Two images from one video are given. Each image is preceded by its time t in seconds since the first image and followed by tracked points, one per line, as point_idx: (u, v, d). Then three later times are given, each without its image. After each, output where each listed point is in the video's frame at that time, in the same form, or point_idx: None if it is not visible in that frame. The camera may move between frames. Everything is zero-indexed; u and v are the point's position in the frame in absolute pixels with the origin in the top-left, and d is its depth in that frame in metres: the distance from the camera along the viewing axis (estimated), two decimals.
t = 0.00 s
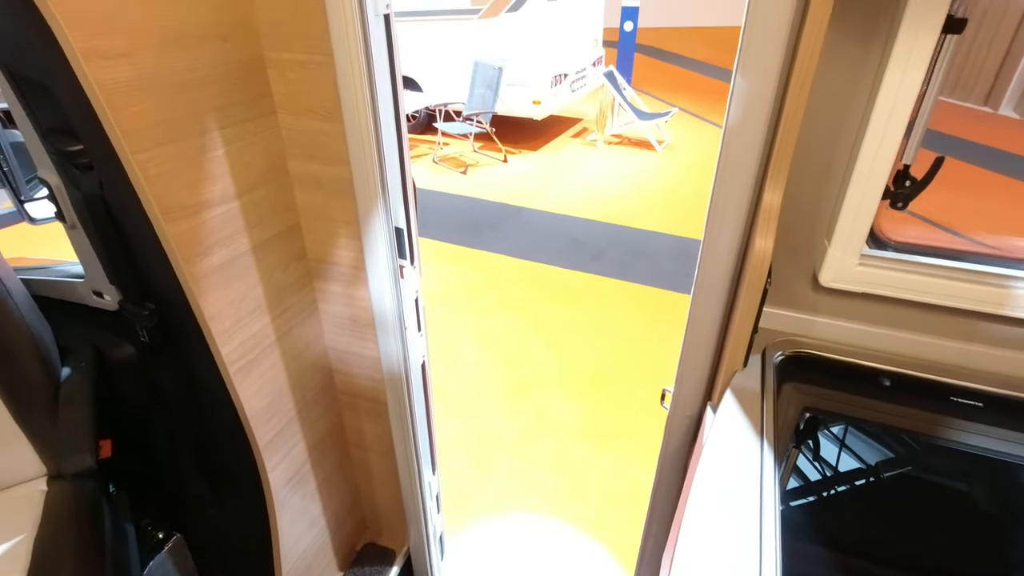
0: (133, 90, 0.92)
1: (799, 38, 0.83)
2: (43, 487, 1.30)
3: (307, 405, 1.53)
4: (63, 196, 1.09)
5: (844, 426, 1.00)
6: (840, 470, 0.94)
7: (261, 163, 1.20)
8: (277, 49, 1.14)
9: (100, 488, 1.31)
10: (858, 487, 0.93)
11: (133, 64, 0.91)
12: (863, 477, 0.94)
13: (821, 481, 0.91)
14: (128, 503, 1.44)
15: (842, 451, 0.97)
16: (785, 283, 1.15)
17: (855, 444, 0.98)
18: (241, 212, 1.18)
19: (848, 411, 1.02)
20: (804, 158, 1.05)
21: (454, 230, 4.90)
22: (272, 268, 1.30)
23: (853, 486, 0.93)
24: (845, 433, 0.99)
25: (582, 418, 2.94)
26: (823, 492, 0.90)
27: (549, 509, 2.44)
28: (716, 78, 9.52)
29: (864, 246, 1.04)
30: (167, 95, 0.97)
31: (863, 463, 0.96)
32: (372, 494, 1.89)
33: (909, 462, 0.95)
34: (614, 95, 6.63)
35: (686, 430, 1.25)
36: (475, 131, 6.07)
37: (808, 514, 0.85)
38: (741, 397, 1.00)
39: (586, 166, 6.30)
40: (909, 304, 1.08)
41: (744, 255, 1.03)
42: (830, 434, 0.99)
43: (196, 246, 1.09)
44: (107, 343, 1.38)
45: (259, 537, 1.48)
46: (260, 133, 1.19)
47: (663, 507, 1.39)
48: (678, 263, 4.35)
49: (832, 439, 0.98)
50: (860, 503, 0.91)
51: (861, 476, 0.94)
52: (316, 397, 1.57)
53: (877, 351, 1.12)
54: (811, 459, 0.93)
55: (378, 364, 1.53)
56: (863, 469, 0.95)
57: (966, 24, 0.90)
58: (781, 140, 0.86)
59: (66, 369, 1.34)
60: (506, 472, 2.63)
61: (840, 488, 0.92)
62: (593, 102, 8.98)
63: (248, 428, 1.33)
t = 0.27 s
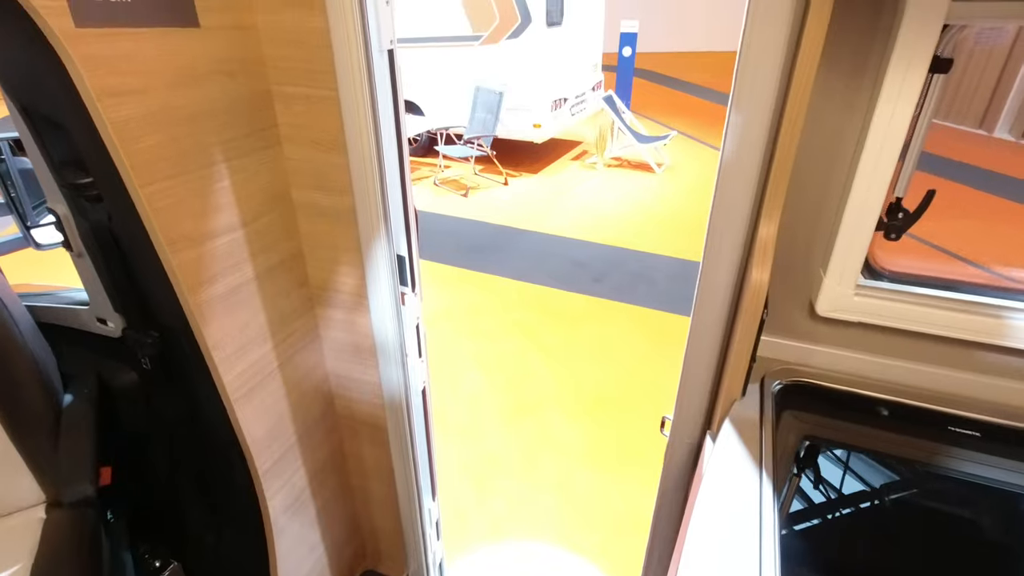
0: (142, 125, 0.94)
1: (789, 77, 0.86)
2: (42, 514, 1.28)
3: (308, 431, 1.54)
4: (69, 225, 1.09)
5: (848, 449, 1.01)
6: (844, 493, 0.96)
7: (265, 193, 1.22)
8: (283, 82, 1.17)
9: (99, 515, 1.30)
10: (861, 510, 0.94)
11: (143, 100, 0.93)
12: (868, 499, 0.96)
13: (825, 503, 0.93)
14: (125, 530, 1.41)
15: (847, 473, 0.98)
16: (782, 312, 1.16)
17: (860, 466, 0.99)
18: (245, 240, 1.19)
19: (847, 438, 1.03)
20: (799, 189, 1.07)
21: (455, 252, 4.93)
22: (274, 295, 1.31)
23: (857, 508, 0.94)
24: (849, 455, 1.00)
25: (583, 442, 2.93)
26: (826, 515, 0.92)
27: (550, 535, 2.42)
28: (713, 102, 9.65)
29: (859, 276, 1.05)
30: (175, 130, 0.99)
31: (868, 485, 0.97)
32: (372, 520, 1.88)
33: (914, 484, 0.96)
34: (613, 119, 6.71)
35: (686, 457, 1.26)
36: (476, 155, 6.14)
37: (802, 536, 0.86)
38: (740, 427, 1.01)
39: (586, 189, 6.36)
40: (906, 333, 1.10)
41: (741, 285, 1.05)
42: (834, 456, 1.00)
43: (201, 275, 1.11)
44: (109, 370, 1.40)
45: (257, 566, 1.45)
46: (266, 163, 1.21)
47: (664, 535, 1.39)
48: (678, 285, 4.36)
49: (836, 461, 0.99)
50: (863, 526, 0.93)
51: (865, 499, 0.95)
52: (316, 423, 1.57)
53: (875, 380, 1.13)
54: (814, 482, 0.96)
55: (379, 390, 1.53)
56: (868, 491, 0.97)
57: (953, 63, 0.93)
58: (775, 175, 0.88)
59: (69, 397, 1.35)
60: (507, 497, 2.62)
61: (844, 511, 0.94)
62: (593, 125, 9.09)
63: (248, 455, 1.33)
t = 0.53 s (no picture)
0: (149, 147, 0.95)
1: (785, 105, 0.88)
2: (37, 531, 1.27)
3: (307, 449, 1.54)
4: (74, 244, 1.11)
5: (850, 468, 1.01)
6: (846, 510, 0.95)
7: (268, 212, 1.23)
8: (287, 104, 1.18)
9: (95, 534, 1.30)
10: (865, 527, 0.92)
11: (149, 122, 0.94)
12: (872, 517, 0.94)
13: (826, 520, 0.92)
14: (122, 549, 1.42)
15: (849, 491, 0.98)
16: (780, 333, 1.17)
17: (863, 485, 0.99)
18: (247, 259, 1.20)
19: (848, 458, 1.03)
20: (796, 212, 1.08)
21: (455, 267, 4.95)
22: (275, 313, 1.32)
23: (860, 526, 0.92)
24: (851, 474, 1.00)
25: (583, 460, 2.92)
26: (828, 532, 0.91)
27: (549, 553, 2.41)
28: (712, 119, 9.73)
29: (856, 298, 1.06)
30: (180, 151, 1.00)
31: (871, 504, 0.96)
32: (370, 539, 1.87)
33: (917, 503, 0.95)
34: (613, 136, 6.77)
35: (686, 477, 1.26)
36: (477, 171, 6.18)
37: (803, 555, 0.85)
38: (739, 448, 1.01)
39: (586, 205, 6.39)
40: (904, 354, 1.10)
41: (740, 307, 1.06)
42: (836, 474, 1.00)
43: (204, 294, 1.11)
44: (110, 387, 1.41)
45: None
46: (269, 183, 1.22)
47: (665, 554, 1.39)
48: (678, 301, 4.37)
49: (838, 479, 0.99)
50: (868, 542, 0.90)
51: (869, 516, 0.94)
52: (315, 440, 1.57)
53: (874, 400, 1.13)
54: (815, 500, 0.95)
55: (379, 408, 1.54)
56: (872, 509, 0.95)
57: (945, 90, 0.94)
58: (773, 200, 0.89)
59: (69, 414, 1.35)
60: (506, 515, 2.60)
61: (847, 529, 0.92)
62: (594, 141, 9.16)
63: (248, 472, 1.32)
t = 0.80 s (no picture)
0: (170, 160, 0.97)
1: (800, 118, 0.88)
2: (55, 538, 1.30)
3: (320, 458, 1.54)
4: (96, 254, 1.15)
5: (864, 481, 1.00)
6: (862, 523, 0.92)
7: (283, 223, 1.25)
8: (304, 116, 1.20)
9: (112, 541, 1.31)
10: (882, 540, 0.89)
11: (171, 135, 0.96)
12: (888, 531, 0.91)
13: (842, 532, 0.90)
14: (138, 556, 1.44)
15: (865, 503, 0.96)
16: (795, 345, 1.16)
17: (878, 498, 0.97)
18: (263, 269, 1.22)
19: (865, 474, 1.01)
20: (810, 224, 1.08)
21: (467, 275, 4.96)
22: (289, 322, 1.33)
23: (877, 539, 0.89)
24: (866, 488, 0.99)
25: (594, 469, 2.90)
26: (844, 545, 0.88)
27: (560, 563, 2.39)
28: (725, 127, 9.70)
29: (872, 311, 1.05)
30: (199, 163, 1.02)
31: (887, 517, 0.94)
32: (381, 548, 1.87)
33: (935, 516, 0.93)
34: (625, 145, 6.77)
35: (699, 491, 1.25)
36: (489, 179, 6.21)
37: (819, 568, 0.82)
38: (753, 461, 1.00)
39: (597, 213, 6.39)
40: (921, 367, 1.09)
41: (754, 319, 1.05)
42: (850, 487, 0.99)
43: (220, 303, 1.13)
44: (128, 395, 1.44)
45: None
46: (285, 194, 1.24)
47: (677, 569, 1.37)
48: (690, 311, 4.35)
49: (853, 492, 0.98)
50: (887, 554, 0.87)
51: (885, 530, 0.91)
52: (327, 449, 1.57)
53: (890, 414, 1.12)
54: (830, 515, 0.92)
55: (391, 418, 1.54)
56: (888, 522, 0.92)
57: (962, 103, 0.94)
58: (787, 213, 0.89)
59: (88, 421, 1.38)
60: (516, 525, 2.59)
61: (863, 542, 0.89)
62: (605, 150, 9.17)
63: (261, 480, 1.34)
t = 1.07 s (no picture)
0: (209, 173, 1.00)
1: (831, 138, 0.87)
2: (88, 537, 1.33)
3: (343, 464, 1.56)
4: (136, 262, 1.19)
5: (893, 503, 0.98)
6: (889, 544, 0.91)
7: (314, 234, 1.28)
8: (336, 130, 1.22)
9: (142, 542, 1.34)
10: (910, 562, 0.88)
11: (211, 149, 0.99)
12: (916, 554, 0.89)
13: (868, 553, 0.88)
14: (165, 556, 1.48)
15: (892, 524, 0.94)
16: (822, 364, 1.15)
17: (906, 520, 0.95)
18: (294, 279, 1.24)
19: (893, 497, 0.99)
20: (840, 242, 1.06)
21: (488, 284, 4.98)
22: (317, 330, 1.35)
23: (905, 561, 0.88)
24: (894, 510, 0.97)
25: (612, 482, 2.87)
26: (870, 566, 0.86)
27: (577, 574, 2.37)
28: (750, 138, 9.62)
29: (904, 331, 1.04)
30: (236, 176, 1.05)
31: (916, 539, 0.92)
32: (399, 556, 1.88)
33: (966, 540, 0.91)
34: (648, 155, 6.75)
35: (722, 509, 1.23)
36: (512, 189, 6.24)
37: None
38: (778, 482, 0.99)
39: (619, 224, 6.37)
40: (954, 390, 1.07)
41: (780, 337, 1.04)
42: (877, 508, 0.97)
43: (252, 312, 1.16)
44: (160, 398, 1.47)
45: None
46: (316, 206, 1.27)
47: None
48: (712, 323, 4.30)
49: (880, 513, 0.96)
50: None
51: (913, 552, 0.89)
52: (350, 456, 1.59)
53: (921, 437, 1.09)
54: (856, 536, 0.91)
55: (413, 427, 1.55)
56: (917, 545, 0.91)
57: (1000, 122, 0.92)
58: (816, 232, 0.89)
59: (122, 423, 1.42)
60: (534, 535, 2.58)
61: (890, 564, 0.88)
62: (628, 160, 9.15)
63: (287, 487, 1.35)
